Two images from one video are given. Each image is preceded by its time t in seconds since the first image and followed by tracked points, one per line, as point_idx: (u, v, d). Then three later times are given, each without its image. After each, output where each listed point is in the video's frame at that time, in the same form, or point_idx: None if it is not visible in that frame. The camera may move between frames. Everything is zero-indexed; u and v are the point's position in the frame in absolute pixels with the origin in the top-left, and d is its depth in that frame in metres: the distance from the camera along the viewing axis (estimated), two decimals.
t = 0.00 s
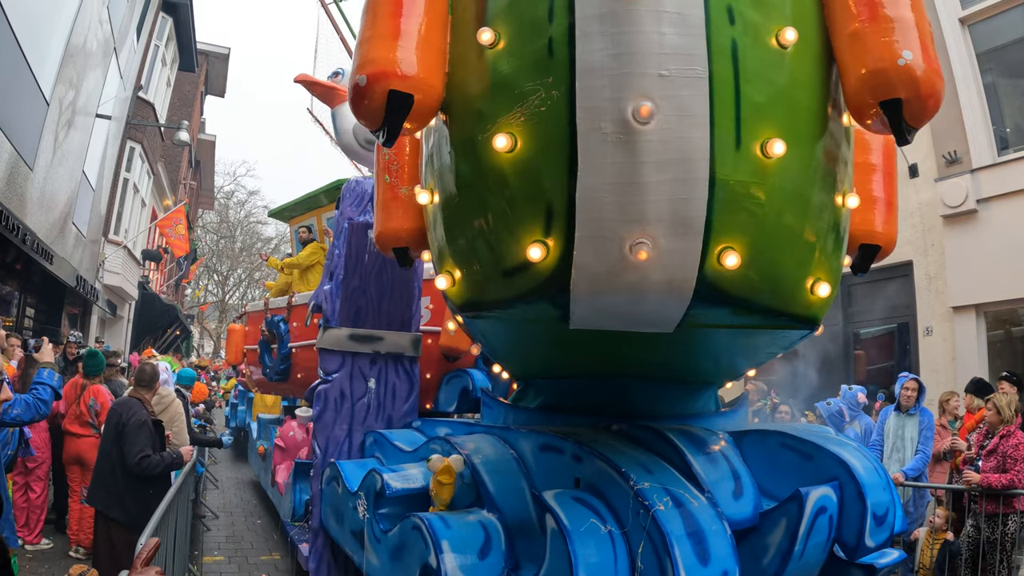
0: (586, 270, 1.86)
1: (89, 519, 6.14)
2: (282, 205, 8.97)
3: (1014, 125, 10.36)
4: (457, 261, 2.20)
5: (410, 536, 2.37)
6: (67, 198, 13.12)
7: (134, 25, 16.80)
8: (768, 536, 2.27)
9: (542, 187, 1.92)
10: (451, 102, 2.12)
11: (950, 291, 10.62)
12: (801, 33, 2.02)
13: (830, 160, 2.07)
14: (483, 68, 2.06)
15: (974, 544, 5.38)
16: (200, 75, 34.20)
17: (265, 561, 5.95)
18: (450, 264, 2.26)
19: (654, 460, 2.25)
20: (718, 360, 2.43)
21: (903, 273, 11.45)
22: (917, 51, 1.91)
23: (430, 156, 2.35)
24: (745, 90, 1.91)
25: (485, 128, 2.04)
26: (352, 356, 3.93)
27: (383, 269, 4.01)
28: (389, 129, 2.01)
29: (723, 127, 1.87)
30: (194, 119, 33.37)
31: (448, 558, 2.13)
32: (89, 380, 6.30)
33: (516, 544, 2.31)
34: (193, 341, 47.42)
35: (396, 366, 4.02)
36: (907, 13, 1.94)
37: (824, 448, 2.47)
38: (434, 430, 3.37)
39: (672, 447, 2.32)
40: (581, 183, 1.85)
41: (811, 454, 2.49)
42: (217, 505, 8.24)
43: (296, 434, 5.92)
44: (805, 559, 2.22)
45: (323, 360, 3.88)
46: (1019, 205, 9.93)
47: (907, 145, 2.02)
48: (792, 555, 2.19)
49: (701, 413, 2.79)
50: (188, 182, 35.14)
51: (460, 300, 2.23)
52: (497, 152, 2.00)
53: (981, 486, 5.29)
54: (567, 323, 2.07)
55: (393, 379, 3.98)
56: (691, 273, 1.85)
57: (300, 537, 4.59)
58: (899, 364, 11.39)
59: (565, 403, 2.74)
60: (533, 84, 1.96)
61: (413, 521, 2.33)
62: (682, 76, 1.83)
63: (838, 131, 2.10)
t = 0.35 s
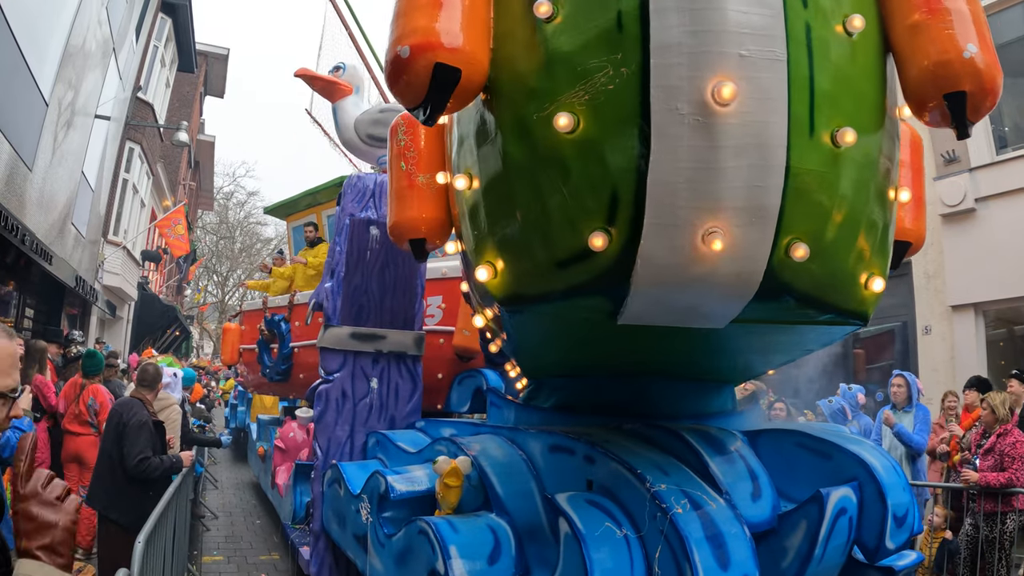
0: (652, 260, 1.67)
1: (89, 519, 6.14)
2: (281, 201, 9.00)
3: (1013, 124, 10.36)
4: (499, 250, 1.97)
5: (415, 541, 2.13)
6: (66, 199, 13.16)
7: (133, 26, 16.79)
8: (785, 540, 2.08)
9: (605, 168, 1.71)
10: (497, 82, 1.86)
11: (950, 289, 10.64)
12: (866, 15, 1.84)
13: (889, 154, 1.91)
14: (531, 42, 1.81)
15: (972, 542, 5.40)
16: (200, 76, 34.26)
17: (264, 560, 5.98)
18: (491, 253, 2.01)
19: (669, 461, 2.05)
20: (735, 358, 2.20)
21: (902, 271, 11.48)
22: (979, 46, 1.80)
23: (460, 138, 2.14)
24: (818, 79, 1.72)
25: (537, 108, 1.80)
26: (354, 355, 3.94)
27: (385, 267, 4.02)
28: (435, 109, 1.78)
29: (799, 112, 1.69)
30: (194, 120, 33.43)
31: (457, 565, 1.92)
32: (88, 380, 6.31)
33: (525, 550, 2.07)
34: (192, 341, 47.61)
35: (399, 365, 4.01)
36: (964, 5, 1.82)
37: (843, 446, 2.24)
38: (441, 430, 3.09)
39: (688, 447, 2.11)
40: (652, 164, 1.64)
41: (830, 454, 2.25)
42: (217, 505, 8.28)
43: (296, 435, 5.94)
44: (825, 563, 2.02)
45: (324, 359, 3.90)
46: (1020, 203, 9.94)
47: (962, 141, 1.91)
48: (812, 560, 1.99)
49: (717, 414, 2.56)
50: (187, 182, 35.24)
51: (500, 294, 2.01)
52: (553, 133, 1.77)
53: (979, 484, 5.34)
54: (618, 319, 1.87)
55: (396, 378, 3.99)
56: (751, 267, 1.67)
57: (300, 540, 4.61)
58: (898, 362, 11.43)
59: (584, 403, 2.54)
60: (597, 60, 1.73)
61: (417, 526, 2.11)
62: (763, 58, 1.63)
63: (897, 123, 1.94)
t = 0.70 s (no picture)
0: (710, 255, 1.55)
1: (88, 521, 6.13)
2: (279, 200, 9.03)
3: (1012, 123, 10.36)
4: (540, 243, 1.86)
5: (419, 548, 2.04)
6: (66, 201, 13.20)
7: (131, 28, 16.76)
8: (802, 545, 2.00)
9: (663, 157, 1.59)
10: (543, 66, 1.75)
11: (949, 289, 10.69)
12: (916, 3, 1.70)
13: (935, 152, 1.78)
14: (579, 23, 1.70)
15: (971, 542, 5.45)
16: (198, 77, 34.28)
17: (264, 561, 6.03)
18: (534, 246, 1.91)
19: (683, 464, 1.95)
20: (751, 358, 2.10)
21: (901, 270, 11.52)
22: None
23: (492, 126, 2.02)
24: (880, 82, 1.60)
25: (588, 92, 1.68)
26: (356, 356, 3.97)
27: (386, 265, 4.06)
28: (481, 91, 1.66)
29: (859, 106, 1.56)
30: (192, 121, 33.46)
31: (465, 571, 1.80)
32: (88, 382, 6.34)
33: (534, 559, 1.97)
34: (192, 341, 47.79)
35: (402, 366, 4.05)
36: None
37: (860, 448, 2.15)
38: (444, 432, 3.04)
39: (701, 449, 2.00)
40: (716, 155, 1.52)
41: (846, 456, 2.18)
42: (217, 507, 8.33)
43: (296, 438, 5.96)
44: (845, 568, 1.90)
45: (326, 361, 3.92)
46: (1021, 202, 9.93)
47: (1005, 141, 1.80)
48: (831, 563, 1.88)
49: (733, 415, 2.46)
50: (186, 184, 35.31)
51: (539, 286, 1.91)
52: (605, 120, 1.65)
53: (978, 484, 5.39)
54: (661, 315, 1.79)
55: (399, 379, 4.02)
56: (808, 270, 1.55)
57: (302, 544, 4.65)
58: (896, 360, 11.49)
59: (600, 405, 2.44)
60: (659, 42, 1.60)
61: (422, 530, 2.02)
62: (834, 45, 1.51)
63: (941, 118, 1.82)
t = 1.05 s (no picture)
0: (791, 248, 1.48)
1: (87, 524, 6.18)
2: (278, 198, 9.02)
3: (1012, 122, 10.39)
4: (599, 235, 1.74)
5: (429, 557, 1.97)
6: (65, 203, 13.24)
7: (128, 29, 16.72)
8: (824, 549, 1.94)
9: (748, 141, 1.50)
10: (608, 49, 1.67)
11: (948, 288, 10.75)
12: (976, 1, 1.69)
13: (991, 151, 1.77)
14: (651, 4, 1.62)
15: (972, 540, 5.49)
16: (197, 79, 34.31)
17: (265, 562, 6.07)
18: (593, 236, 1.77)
19: (702, 467, 1.89)
20: (769, 358, 2.10)
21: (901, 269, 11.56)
22: None
23: (541, 113, 1.92)
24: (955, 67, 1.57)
25: (664, 73, 1.58)
26: (359, 356, 4.00)
27: (389, 264, 4.11)
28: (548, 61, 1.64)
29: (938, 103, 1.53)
30: (191, 123, 33.48)
31: None
32: (87, 384, 6.38)
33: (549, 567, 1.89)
34: (192, 343, 47.96)
35: (406, 366, 4.09)
36: None
37: (882, 449, 2.14)
38: (450, 434, 3.03)
39: (719, 450, 1.96)
40: (806, 142, 1.45)
41: (868, 457, 2.16)
42: (217, 508, 8.37)
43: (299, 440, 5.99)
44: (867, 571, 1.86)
45: (329, 362, 3.96)
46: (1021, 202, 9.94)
47: None
48: (854, 569, 1.84)
49: (749, 415, 2.48)
50: (185, 185, 35.34)
51: (595, 281, 1.77)
52: (683, 102, 1.55)
53: (978, 482, 5.41)
54: (721, 314, 1.70)
55: (403, 380, 4.06)
56: (888, 266, 1.51)
57: (303, 548, 4.67)
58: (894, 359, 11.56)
59: (618, 406, 2.40)
60: (742, 24, 1.52)
61: (433, 538, 1.95)
62: (920, 37, 1.48)
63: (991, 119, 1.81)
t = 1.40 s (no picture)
0: (897, 240, 1.27)
1: (87, 528, 6.17)
2: (278, 198, 8.98)
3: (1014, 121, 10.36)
4: (676, 224, 1.52)
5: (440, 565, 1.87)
6: (65, 206, 13.20)
7: (127, 32, 16.73)
8: (854, 554, 1.87)
9: (857, 128, 1.29)
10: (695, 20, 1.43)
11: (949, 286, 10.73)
12: None
13: None
14: None
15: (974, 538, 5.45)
16: (196, 82, 34.27)
17: (266, 565, 6.03)
18: (671, 225, 1.54)
19: (727, 469, 1.81)
20: (789, 359, 2.05)
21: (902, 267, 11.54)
22: None
23: (607, 93, 1.70)
24: None
25: (761, 49, 1.35)
26: (364, 357, 3.96)
27: (394, 262, 4.10)
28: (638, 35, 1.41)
29: None
30: (189, 125, 33.45)
31: None
32: (87, 387, 6.34)
33: None
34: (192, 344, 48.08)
35: (412, 367, 4.04)
36: None
37: (909, 448, 2.10)
38: (458, 438, 2.98)
39: (746, 453, 1.88)
40: (917, 129, 1.24)
41: (894, 456, 2.13)
42: (219, 511, 8.33)
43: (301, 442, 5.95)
44: None
45: (332, 363, 3.91)
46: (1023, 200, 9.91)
47: None
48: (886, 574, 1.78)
49: (772, 415, 2.42)
50: (184, 188, 35.33)
51: (667, 276, 1.57)
52: (785, 84, 1.33)
53: (979, 480, 5.36)
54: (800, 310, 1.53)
55: (409, 381, 4.01)
56: (973, 266, 1.32)
57: (306, 554, 4.61)
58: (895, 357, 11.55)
59: (641, 407, 2.33)
60: (850, 4, 1.31)
61: (444, 546, 1.85)
62: None
63: None
